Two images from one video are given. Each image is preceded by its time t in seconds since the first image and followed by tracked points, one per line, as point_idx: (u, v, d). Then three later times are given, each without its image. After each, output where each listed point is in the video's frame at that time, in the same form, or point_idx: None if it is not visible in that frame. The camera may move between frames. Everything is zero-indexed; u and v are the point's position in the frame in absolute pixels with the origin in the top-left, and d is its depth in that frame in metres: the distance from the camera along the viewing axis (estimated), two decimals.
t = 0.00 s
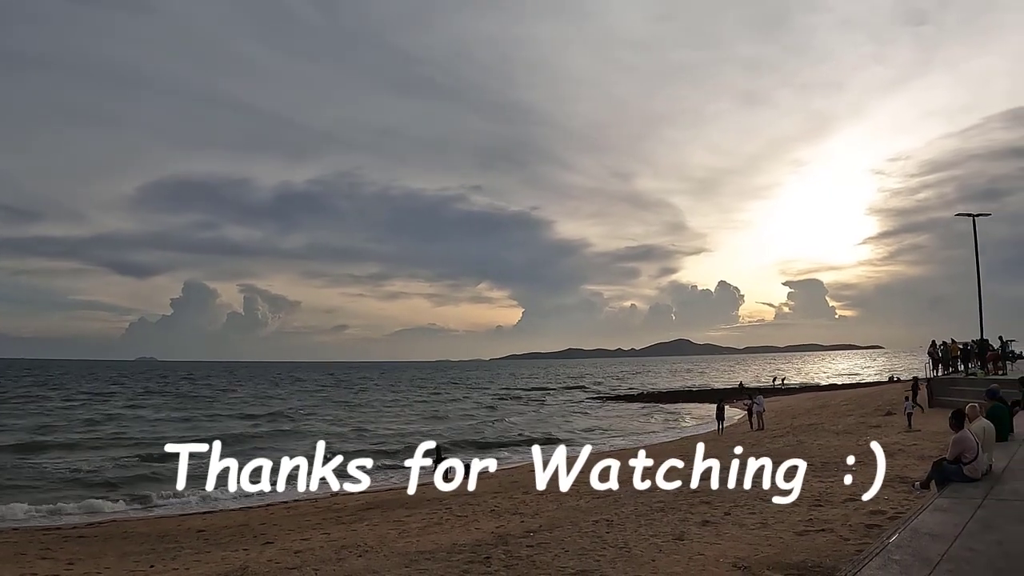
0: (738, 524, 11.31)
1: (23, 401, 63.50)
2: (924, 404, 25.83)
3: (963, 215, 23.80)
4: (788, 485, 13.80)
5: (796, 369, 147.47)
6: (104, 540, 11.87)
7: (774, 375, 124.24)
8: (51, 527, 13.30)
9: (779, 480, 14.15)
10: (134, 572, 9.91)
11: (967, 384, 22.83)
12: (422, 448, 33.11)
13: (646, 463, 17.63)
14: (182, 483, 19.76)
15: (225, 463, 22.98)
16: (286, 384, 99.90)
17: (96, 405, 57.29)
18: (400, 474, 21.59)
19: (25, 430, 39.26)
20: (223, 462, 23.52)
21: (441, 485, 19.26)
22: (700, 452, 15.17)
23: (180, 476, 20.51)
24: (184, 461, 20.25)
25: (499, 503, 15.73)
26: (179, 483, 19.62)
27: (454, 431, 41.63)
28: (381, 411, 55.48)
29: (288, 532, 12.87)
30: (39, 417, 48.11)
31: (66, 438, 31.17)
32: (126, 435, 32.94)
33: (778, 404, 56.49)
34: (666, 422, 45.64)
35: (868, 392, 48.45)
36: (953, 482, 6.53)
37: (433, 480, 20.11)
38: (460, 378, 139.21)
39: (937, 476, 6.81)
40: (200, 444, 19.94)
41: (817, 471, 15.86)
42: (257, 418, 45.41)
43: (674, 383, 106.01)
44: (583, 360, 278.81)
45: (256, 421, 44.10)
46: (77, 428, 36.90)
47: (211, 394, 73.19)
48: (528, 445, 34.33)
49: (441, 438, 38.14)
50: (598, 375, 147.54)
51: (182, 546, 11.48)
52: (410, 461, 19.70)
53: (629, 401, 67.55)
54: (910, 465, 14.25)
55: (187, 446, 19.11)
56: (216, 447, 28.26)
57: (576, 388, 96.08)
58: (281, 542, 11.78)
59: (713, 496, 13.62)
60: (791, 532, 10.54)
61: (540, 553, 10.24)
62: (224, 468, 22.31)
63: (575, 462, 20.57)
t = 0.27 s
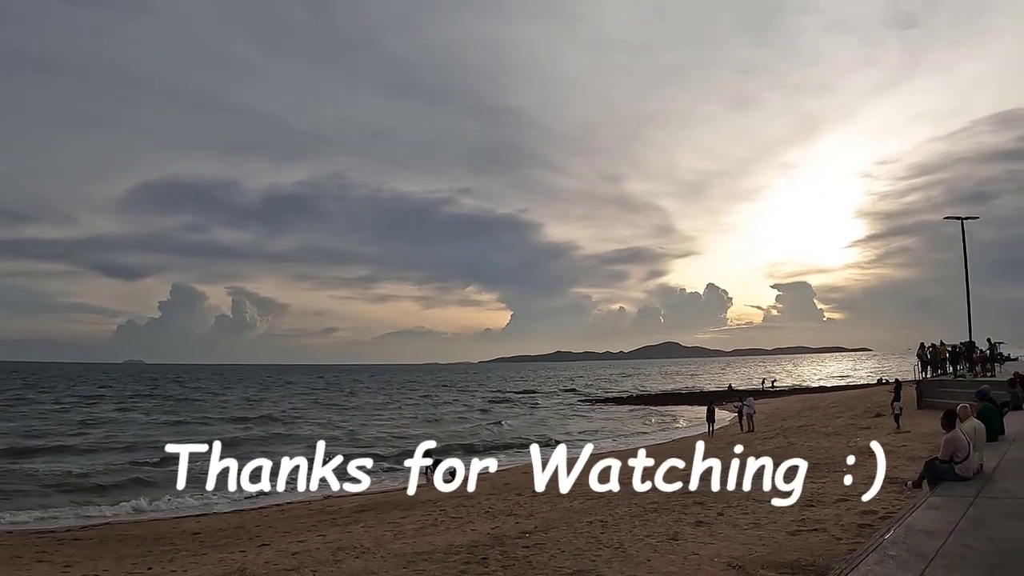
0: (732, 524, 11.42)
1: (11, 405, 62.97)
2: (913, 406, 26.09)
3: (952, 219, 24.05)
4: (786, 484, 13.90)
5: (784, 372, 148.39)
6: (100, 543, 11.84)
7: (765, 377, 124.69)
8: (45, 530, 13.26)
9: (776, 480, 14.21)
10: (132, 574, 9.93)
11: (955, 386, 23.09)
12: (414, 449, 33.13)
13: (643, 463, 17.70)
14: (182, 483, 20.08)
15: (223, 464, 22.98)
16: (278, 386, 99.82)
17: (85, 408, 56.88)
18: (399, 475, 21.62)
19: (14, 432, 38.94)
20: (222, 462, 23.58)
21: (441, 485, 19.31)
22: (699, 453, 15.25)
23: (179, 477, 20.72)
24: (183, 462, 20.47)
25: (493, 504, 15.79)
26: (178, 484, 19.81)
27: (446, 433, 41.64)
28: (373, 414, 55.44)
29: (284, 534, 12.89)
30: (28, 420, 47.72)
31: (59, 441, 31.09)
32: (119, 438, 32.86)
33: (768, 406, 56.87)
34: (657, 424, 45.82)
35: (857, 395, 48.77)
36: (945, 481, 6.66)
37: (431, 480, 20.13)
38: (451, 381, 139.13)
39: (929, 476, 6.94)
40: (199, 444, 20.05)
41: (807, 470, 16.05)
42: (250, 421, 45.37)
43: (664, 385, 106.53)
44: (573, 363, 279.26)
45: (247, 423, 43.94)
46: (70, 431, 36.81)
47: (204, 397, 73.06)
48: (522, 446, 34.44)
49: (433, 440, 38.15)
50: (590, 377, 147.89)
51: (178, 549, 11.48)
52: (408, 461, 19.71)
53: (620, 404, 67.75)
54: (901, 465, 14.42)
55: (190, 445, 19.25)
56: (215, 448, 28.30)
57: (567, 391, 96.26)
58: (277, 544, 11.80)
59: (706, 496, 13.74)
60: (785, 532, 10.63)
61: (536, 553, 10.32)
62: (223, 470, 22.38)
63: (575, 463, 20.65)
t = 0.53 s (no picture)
0: (724, 523, 11.55)
1: None
2: (899, 407, 26.43)
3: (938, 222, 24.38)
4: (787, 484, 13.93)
5: (770, 373, 149.53)
6: (93, 545, 11.79)
7: (751, 379, 125.48)
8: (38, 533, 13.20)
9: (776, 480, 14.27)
10: None
11: (941, 386, 23.42)
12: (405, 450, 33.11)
13: (642, 463, 17.76)
14: (181, 483, 20.31)
15: (223, 463, 23.06)
16: (267, 389, 99.54)
17: (70, 410, 56.35)
18: (399, 475, 21.64)
19: None
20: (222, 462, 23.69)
21: (440, 485, 19.30)
22: (699, 453, 15.30)
23: (179, 478, 20.91)
24: (184, 463, 20.66)
25: (486, 505, 15.84)
26: (178, 484, 20.03)
27: (437, 435, 41.67)
28: (362, 416, 55.30)
29: (278, 535, 12.89)
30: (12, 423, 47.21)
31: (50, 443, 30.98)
32: (111, 440, 32.76)
33: (755, 407, 57.29)
34: (645, 426, 46.04)
35: (843, 396, 49.22)
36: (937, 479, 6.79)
37: (431, 480, 20.14)
38: (439, 383, 138.94)
39: (921, 473, 7.09)
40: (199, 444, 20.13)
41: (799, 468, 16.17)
42: (241, 423, 45.25)
43: (651, 386, 107.09)
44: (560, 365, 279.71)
45: (236, 425, 43.71)
46: (61, 433, 36.65)
47: (193, 398, 72.82)
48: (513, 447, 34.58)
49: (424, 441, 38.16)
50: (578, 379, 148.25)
51: (174, 550, 11.47)
52: (409, 461, 19.74)
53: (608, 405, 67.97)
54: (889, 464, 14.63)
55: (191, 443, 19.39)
56: (215, 447, 28.35)
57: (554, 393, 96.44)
58: (272, 545, 11.81)
59: (698, 496, 13.87)
60: (777, 531, 10.77)
61: (531, 552, 10.40)
62: (220, 471, 22.43)
63: (574, 462, 20.73)
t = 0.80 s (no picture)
0: (718, 522, 11.67)
1: None
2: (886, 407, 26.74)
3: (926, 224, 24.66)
4: (787, 484, 13.97)
5: (758, 375, 150.56)
6: (89, 547, 11.77)
7: (740, 380, 126.16)
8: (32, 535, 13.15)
9: (776, 479, 14.30)
10: None
11: (929, 387, 23.70)
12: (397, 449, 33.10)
13: (642, 462, 17.83)
14: (182, 484, 20.50)
15: (224, 464, 23.08)
16: (257, 390, 99.27)
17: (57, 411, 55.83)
18: (393, 476, 21.66)
19: None
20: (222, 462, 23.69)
21: (441, 485, 19.30)
22: (699, 453, 15.34)
23: (179, 478, 21.09)
24: (184, 464, 20.79)
25: (480, 504, 15.90)
26: (178, 484, 20.28)
27: (428, 436, 41.69)
28: (353, 416, 55.20)
29: (273, 536, 12.90)
30: None
31: (43, 445, 30.86)
32: (103, 442, 32.65)
33: (744, 408, 57.68)
34: (635, 426, 46.23)
35: (832, 397, 49.59)
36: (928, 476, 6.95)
37: (430, 480, 20.14)
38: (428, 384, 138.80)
39: (914, 472, 7.23)
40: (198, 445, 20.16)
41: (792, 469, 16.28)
42: (233, 424, 45.14)
43: (640, 387, 107.54)
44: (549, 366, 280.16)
45: (226, 426, 43.50)
46: (53, 434, 36.48)
47: (183, 400, 72.58)
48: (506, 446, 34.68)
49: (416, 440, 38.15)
50: (568, 380, 148.53)
51: (171, 552, 11.48)
52: (409, 461, 19.78)
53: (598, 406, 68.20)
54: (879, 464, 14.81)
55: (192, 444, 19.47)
56: (216, 448, 28.35)
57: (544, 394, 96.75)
58: (269, 545, 11.82)
59: (691, 496, 13.98)
60: (771, 529, 10.90)
61: (528, 551, 10.48)
62: (222, 471, 22.47)
63: (574, 462, 20.78)
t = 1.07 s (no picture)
0: (713, 521, 11.81)
1: None
2: (877, 407, 27.03)
3: (917, 225, 24.88)
4: (786, 484, 13.98)
5: (748, 375, 151.29)
6: (87, 549, 11.80)
7: (730, 381, 126.71)
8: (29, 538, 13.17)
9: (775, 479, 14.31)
10: None
11: (918, 387, 23.99)
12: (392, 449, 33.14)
13: (643, 462, 17.89)
14: (178, 484, 20.50)
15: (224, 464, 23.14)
16: (248, 392, 99.04)
17: (48, 413, 55.53)
18: (389, 476, 21.73)
19: None
20: (222, 462, 23.74)
21: (441, 485, 19.34)
22: (700, 454, 15.41)
23: (180, 478, 21.23)
24: (185, 464, 20.91)
25: (477, 504, 15.98)
26: (178, 484, 20.44)
27: (421, 436, 41.76)
28: (346, 418, 55.19)
29: (272, 536, 12.96)
30: None
31: (37, 447, 30.81)
32: (97, 444, 32.62)
33: (736, 408, 58.04)
34: (628, 426, 46.44)
35: (822, 397, 49.92)
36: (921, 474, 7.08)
37: (429, 480, 20.19)
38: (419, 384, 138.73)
39: (908, 469, 7.36)
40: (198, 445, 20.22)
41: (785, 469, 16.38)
42: (227, 425, 45.08)
43: (631, 388, 107.88)
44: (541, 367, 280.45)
45: (219, 428, 43.42)
46: (46, 437, 36.40)
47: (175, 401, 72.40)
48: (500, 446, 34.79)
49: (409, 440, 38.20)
50: (559, 381, 148.82)
51: (171, 553, 11.53)
52: (408, 462, 19.85)
53: (591, 407, 68.39)
54: (871, 463, 15.02)
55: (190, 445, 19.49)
56: (216, 448, 28.35)
57: (536, 394, 96.93)
58: (269, 545, 11.88)
59: (686, 495, 14.11)
60: (766, 528, 11.04)
61: (527, 549, 10.59)
62: (221, 472, 22.51)
63: (574, 463, 20.83)
